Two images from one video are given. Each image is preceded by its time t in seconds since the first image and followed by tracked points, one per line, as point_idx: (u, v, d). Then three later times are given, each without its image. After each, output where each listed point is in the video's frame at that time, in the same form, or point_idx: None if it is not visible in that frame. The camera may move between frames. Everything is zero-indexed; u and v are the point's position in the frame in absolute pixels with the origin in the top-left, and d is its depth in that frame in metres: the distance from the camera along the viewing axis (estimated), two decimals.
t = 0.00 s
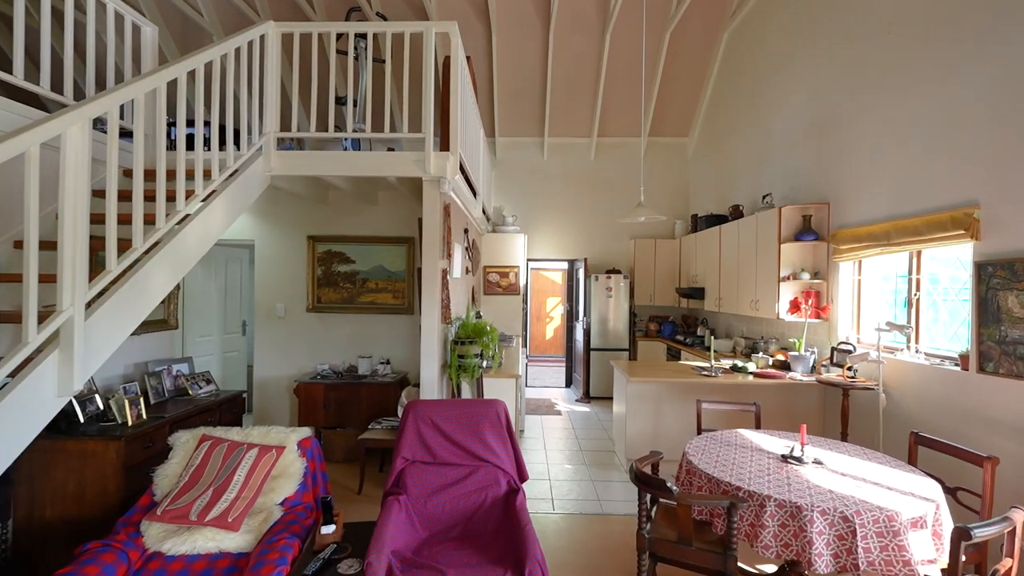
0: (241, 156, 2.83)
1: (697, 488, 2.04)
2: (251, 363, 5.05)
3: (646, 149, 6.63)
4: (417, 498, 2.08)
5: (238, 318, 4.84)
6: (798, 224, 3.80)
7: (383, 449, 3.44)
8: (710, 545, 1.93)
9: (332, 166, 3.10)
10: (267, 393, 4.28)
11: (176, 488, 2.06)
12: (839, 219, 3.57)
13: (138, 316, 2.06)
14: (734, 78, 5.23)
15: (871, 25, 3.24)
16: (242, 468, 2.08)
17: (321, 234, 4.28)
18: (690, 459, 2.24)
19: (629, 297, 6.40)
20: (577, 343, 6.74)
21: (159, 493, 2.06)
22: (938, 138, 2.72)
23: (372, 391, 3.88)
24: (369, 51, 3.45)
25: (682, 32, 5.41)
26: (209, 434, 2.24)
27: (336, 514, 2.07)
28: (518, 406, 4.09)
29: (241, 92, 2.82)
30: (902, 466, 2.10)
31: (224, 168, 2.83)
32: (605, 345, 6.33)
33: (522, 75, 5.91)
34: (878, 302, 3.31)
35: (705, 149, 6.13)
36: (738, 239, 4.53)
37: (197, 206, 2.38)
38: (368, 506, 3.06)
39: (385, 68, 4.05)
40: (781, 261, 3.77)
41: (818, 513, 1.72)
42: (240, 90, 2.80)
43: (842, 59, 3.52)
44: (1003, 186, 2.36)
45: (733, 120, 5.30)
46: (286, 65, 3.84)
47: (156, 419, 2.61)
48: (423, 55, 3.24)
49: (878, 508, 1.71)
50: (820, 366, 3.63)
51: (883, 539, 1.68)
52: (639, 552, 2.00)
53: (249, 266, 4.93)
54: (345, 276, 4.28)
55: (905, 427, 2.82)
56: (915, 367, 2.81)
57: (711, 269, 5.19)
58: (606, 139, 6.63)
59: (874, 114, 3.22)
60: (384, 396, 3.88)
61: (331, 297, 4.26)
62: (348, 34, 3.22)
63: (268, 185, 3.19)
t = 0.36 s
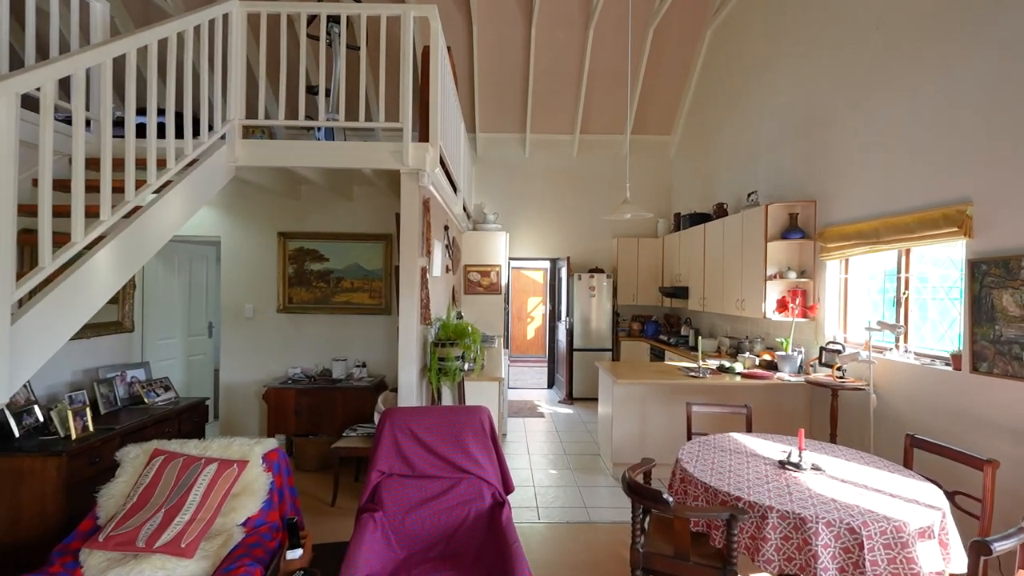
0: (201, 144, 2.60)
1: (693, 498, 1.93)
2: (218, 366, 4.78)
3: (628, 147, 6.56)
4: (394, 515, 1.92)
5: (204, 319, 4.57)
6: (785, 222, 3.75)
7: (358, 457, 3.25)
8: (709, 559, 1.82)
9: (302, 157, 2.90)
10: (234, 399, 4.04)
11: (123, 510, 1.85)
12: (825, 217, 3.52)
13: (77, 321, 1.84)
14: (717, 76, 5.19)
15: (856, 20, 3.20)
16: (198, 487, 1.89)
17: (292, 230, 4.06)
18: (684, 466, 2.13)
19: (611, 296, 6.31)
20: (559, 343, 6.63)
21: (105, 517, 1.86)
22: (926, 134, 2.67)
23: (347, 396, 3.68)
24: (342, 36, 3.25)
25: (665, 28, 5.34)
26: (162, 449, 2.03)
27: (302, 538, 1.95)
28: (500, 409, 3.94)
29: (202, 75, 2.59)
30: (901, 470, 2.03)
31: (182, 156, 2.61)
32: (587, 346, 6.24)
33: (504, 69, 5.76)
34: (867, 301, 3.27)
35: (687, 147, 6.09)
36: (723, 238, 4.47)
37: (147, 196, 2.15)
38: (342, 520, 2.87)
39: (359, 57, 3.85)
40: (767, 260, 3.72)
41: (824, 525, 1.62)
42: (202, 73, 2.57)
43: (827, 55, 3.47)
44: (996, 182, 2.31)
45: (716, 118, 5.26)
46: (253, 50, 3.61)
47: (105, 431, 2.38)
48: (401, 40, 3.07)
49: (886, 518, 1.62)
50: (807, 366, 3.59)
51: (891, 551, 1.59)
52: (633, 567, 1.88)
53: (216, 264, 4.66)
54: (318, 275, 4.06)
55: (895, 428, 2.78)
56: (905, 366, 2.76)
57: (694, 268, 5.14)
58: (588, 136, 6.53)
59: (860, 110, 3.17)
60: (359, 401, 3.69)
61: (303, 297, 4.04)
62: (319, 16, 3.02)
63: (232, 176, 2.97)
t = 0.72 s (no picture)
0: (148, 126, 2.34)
1: (691, 512, 1.80)
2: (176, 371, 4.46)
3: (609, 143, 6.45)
4: (365, 539, 1.72)
5: (161, 321, 4.25)
6: (770, 219, 3.68)
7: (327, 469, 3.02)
8: None
9: (264, 143, 2.66)
10: (192, 406, 3.75)
11: (46, 542, 1.62)
12: (812, 214, 3.46)
13: None
14: (700, 71, 5.12)
15: (846, 13, 3.13)
16: (136, 513, 1.66)
17: (257, 224, 3.79)
18: (678, 476, 1.99)
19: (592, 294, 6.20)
20: (539, 343, 6.48)
21: (24, 549, 1.62)
22: (920, 128, 2.61)
23: (315, 402, 3.44)
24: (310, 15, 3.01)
25: (648, 22, 5.25)
26: (97, 469, 1.81)
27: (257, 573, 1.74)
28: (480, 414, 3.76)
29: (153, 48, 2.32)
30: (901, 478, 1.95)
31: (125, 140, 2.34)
32: (568, 346, 6.10)
33: (483, 60, 5.58)
34: (853, 300, 3.21)
35: (669, 144, 6.01)
36: (707, 236, 4.39)
37: (79, 183, 1.90)
38: (309, 538, 2.64)
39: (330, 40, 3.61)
40: (753, 258, 3.65)
41: (833, 542, 1.50)
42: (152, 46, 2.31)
43: (815, 49, 3.41)
44: (993, 177, 2.25)
45: (699, 114, 5.18)
46: (212, 28, 3.34)
47: (34, 447, 2.10)
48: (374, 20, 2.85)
49: (897, 532, 1.51)
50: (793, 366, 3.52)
51: (903, 569, 1.48)
52: None
53: (174, 261, 4.34)
54: (284, 272, 3.80)
55: (886, 429, 2.71)
56: (895, 366, 2.70)
57: (677, 267, 5.06)
58: (569, 131, 6.40)
59: (849, 106, 3.11)
60: (329, 407, 3.45)
61: (268, 296, 3.78)
62: None
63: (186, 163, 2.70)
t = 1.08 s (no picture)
0: (80, 109, 2.06)
1: (687, 533, 1.68)
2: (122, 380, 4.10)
3: (585, 143, 6.37)
4: None
5: (104, 326, 3.89)
6: (750, 221, 3.64)
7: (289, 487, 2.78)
8: None
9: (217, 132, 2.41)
10: (139, 419, 3.43)
11: None
12: (792, 216, 3.43)
13: None
14: (677, 71, 5.07)
15: (826, 13, 3.10)
16: (55, 558, 1.40)
17: (212, 222, 3.50)
18: (670, 493, 1.87)
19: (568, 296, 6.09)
20: (515, 345, 6.33)
21: None
22: (902, 130, 2.58)
23: (276, 413, 3.19)
24: None
25: (625, 20, 5.18)
26: (9, 507, 1.56)
27: None
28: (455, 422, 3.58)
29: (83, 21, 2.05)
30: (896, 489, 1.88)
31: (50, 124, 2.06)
32: (542, 349, 5.94)
33: (456, 54, 5.39)
34: (833, 303, 3.19)
35: (645, 144, 5.97)
36: (685, 237, 4.33)
37: None
38: (267, 566, 2.41)
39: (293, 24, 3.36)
40: (733, 260, 3.60)
41: (840, 566, 1.40)
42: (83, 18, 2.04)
43: (794, 49, 3.38)
44: (978, 180, 2.23)
45: (676, 114, 5.14)
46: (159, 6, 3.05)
47: None
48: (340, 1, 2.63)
49: (904, 553, 1.43)
50: (774, 369, 3.47)
51: None
52: None
53: (120, 261, 3.98)
54: (243, 274, 3.52)
55: (869, 434, 2.68)
56: (878, 370, 2.67)
57: (654, 268, 5.00)
58: (545, 130, 6.28)
59: (829, 107, 3.08)
60: (292, 419, 3.21)
61: (224, 299, 3.49)
62: None
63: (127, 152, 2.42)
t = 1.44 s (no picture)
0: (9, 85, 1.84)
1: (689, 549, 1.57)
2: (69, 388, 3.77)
3: (564, 140, 6.27)
4: None
5: (49, 330, 3.57)
6: (734, 220, 3.59)
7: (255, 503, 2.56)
8: None
9: (172, 116, 2.18)
10: (86, 431, 3.14)
11: None
12: (776, 215, 3.39)
13: None
14: (658, 69, 5.02)
15: (812, 8, 3.06)
16: None
17: (169, 217, 3.23)
18: (669, 505, 1.77)
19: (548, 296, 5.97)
20: (494, 346, 6.19)
21: None
22: (891, 128, 2.55)
23: (241, 422, 2.96)
24: None
25: (606, 16, 5.09)
26: None
27: None
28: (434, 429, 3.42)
29: None
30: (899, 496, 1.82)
31: None
32: (522, 350, 5.82)
33: (434, 46, 5.21)
34: (818, 303, 3.17)
35: (625, 143, 5.91)
36: (668, 237, 4.27)
37: None
38: None
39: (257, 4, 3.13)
40: (718, 260, 3.54)
41: None
42: None
43: (779, 46, 3.34)
44: (968, 178, 2.20)
45: (657, 112, 5.09)
46: None
47: None
48: None
49: (918, 568, 1.35)
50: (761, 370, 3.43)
51: None
52: None
53: (65, 259, 3.65)
54: (203, 273, 3.27)
55: (858, 436, 2.65)
56: (867, 371, 2.64)
57: (636, 268, 4.94)
58: (524, 127, 6.15)
59: (815, 104, 3.04)
60: (258, 428, 2.98)
61: (183, 300, 3.24)
62: None
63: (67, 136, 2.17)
